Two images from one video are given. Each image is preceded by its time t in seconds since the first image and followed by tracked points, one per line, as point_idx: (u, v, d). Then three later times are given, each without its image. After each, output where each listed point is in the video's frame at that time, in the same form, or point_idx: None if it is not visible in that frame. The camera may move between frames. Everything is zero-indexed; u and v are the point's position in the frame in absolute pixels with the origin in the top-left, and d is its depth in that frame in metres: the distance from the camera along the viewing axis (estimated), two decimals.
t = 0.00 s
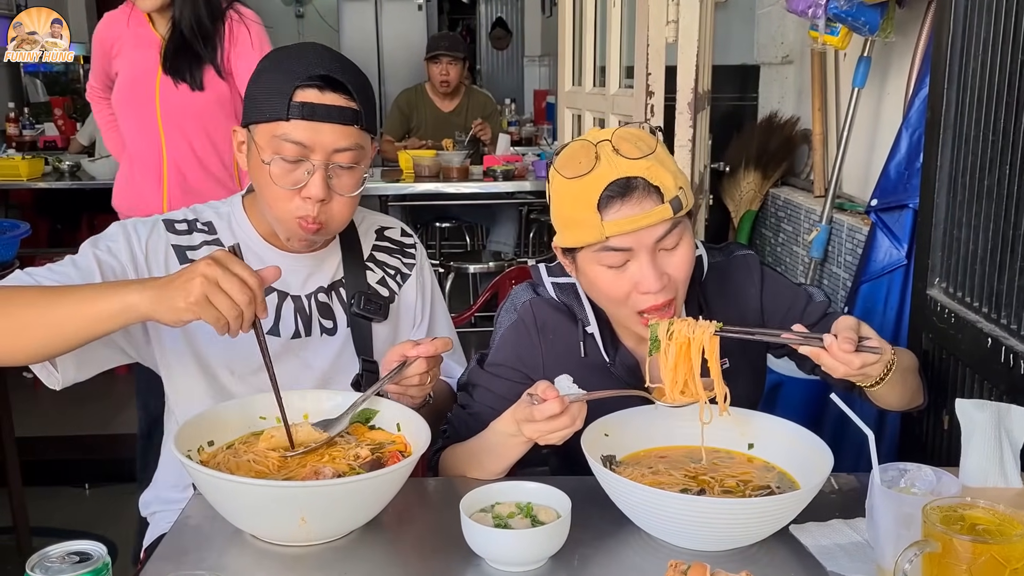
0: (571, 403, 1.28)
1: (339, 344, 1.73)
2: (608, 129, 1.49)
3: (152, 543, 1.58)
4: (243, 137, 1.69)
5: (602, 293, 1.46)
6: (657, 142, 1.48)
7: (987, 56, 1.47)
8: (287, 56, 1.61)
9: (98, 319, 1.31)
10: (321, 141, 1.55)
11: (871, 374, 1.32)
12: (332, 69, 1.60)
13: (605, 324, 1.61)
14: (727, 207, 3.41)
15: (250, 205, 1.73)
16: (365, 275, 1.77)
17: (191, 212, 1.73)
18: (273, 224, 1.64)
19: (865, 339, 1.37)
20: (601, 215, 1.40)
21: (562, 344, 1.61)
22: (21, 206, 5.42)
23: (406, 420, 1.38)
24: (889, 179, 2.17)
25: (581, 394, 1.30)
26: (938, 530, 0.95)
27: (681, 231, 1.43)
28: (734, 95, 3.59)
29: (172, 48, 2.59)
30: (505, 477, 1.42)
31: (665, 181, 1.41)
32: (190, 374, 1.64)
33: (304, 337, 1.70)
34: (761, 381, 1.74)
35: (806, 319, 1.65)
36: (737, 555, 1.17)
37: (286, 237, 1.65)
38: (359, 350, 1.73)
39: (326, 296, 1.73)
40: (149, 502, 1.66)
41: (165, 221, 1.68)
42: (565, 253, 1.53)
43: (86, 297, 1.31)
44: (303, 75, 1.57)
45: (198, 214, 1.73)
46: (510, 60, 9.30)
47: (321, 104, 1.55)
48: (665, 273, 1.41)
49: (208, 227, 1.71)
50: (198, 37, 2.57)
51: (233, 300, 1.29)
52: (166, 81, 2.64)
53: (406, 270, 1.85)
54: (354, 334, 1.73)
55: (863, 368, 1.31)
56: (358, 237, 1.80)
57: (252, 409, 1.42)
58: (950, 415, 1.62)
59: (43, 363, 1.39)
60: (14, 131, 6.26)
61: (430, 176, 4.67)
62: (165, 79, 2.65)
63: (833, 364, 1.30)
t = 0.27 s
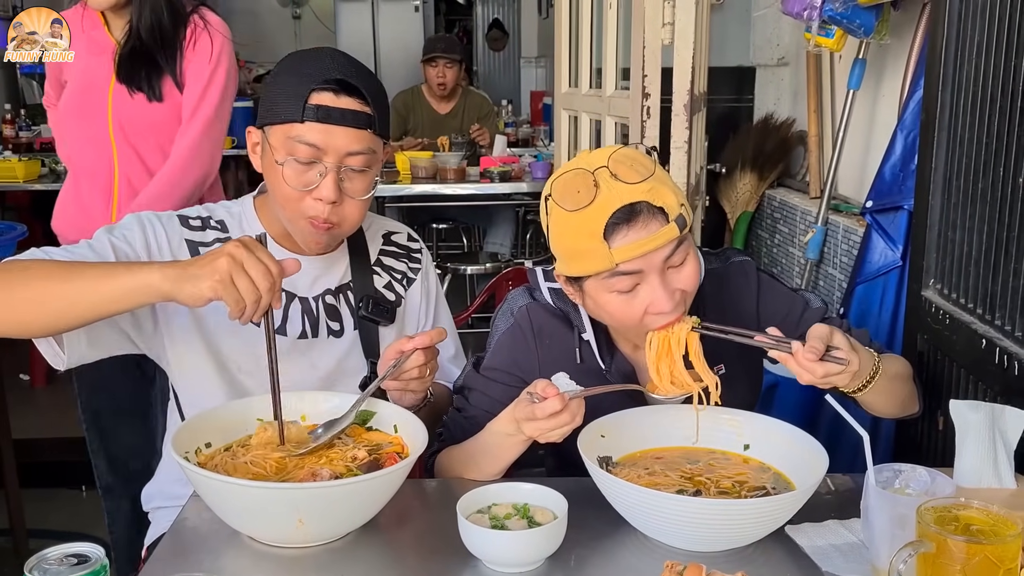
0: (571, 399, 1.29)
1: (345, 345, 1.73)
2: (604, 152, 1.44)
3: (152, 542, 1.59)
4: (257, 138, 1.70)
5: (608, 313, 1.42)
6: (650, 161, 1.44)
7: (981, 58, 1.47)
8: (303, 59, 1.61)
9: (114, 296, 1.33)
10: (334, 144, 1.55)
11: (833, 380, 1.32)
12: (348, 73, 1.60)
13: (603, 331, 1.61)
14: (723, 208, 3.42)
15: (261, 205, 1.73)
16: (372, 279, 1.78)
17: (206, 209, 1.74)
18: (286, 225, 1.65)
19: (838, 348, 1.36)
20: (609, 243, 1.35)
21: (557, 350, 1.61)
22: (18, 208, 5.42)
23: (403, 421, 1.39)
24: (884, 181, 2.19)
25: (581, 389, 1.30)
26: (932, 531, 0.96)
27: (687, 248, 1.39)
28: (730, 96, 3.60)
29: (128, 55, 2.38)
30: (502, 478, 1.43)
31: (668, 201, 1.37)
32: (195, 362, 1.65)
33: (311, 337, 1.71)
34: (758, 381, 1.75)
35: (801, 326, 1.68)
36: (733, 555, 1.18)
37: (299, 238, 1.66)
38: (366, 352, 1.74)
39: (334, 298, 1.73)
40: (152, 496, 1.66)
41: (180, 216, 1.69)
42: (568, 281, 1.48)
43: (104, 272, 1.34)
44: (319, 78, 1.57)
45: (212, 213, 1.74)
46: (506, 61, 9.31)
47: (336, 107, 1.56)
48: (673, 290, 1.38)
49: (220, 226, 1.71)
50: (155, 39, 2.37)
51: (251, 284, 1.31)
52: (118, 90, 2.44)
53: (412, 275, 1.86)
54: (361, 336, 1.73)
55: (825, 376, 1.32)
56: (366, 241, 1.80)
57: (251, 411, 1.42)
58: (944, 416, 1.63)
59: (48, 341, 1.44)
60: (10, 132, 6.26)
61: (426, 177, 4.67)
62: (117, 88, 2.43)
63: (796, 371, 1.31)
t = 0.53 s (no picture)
0: (562, 403, 1.29)
1: (344, 347, 1.73)
2: (603, 175, 1.36)
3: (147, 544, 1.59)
4: (265, 136, 1.69)
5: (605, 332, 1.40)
6: (648, 180, 1.37)
7: (973, 59, 1.48)
8: (315, 59, 1.61)
9: (123, 278, 1.34)
10: (345, 143, 1.56)
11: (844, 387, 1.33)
12: (359, 75, 1.60)
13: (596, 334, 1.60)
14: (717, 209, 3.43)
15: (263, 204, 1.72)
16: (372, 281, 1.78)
17: (210, 207, 1.72)
18: (292, 223, 1.65)
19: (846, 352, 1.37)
20: (609, 274, 1.30)
21: (550, 352, 1.61)
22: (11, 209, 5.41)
23: (397, 423, 1.38)
24: (877, 181, 2.18)
25: (572, 394, 1.31)
26: (924, 531, 0.96)
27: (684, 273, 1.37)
28: (724, 97, 3.62)
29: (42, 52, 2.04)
30: (496, 480, 1.43)
31: (669, 229, 1.32)
32: (190, 358, 1.63)
33: (311, 337, 1.70)
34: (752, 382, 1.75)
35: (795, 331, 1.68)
36: (726, 556, 1.18)
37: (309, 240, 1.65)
38: (366, 353, 1.74)
39: (334, 299, 1.73)
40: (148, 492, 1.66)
41: (185, 212, 1.68)
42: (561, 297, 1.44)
43: (102, 254, 1.35)
44: (331, 78, 1.57)
45: (217, 211, 1.72)
46: (501, 62, 9.32)
47: (347, 108, 1.56)
48: (670, 314, 1.36)
49: (223, 224, 1.69)
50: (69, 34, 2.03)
51: (268, 284, 1.35)
52: (34, 92, 2.08)
53: (411, 277, 1.86)
54: (362, 338, 1.74)
55: (833, 381, 1.32)
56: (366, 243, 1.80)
57: (243, 411, 1.41)
58: (937, 417, 1.63)
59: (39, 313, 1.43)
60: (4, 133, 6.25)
61: (421, 178, 4.67)
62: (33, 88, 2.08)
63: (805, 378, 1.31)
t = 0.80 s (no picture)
0: (559, 406, 1.28)
1: (343, 348, 1.72)
2: (628, 190, 1.31)
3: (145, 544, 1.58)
4: (263, 134, 1.68)
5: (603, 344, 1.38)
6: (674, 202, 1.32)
7: (971, 61, 1.48)
8: (315, 57, 1.61)
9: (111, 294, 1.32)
10: (344, 139, 1.56)
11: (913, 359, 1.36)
12: (358, 72, 1.60)
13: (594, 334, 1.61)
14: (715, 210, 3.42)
15: (261, 205, 1.72)
16: (372, 282, 1.78)
17: (207, 210, 1.71)
18: (290, 224, 1.64)
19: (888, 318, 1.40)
20: (614, 295, 1.28)
21: (550, 352, 1.60)
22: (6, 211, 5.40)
23: (396, 424, 1.38)
24: (874, 181, 2.19)
25: (569, 396, 1.30)
26: (924, 532, 0.96)
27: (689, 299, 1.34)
28: (722, 98, 3.61)
29: None
30: (494, 481, 1.42)
31: (682, 260, 1.29)
32: (190, 361, 1.62)
33: (310, 339, 1.69)
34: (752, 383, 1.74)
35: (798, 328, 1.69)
36: (725, 558, 1.18)
37: (304, 241, 1.63)
38: (366, 354, 1.74)
39: (333, 301, 1.73)
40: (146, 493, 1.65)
41: (178, 216, 1.66)
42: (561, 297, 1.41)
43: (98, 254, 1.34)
44: (330, 74, 1.57)
45: (211, 212, 1.71)
46: (498, 63, 9.32)
47: (346, 104, 1.55)
48: (668, 340, 1.35)
49: (219, 226, 1.68)
50: None
51: (253, 273, 1.33)
52: None
53: (411, 279, 1.86)
54: (362, 338, 1.74)
55: (898, 353, 1.35)
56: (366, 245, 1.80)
57: (241, 412, 1.40)
58: (936, 417, 1.63)
59: (39, 341, 1.43)
60: None
61: (418, 178, 4.67)
62: None
63: (865, 357, 1.34)
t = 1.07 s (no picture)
0: (567, 412, 1.27)
1: (343, 349, 1.72)
2: (660, 200, 1.28)
3: (146, 547, 1.59)
4: (249, 134, 1.67)
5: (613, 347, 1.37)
6: (702, 216, 1.30)
7: (976, 62, 1.47)
8: (289, 53, 1.60)
9: (116, 344, 1.29)
10: (328, 133, 1.55)
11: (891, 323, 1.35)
12: (338, 63, 1.60)
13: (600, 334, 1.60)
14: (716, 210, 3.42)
15: (249, 213, 1.71)
16: (368, 281, 1.77)
17: (192, 224, 1.68)
18: (280, 220, 1.63)
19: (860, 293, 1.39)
20: (635, 303, 1.26)
21: (556, 353, 1.59)
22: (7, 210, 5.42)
23: (397, 425, 1.38)
24: (878, 182, 2.18)
25: (576, 403, 1.29)
26: (930, 533, 0.96)
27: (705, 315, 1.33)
28: (723, 98, 3.61)
29: None
30: (497, 482, 1.42)
31: (705, 275, 1.27)
32: (193, 378, 1.63)
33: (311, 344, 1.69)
34: (756, 384, 1.74)
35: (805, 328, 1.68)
36: (731, 559, 1.17)
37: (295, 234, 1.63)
38: (364, 355, 1.73)
39: (331, 302, 1.72)
40: (147, 497, 1.64)
41: (164, 240, 1.63)
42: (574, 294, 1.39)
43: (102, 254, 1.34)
44: (309, 69, 1.57)
45: (196, 225, 1.68)
46: (498, 64, 9.32)
47: (328, 96, 1.55)
48: (678, 349, 1.32)
49: (208, 240, 1.66)
50: None
51: (244, 264, 1.27)
52: None
53: (407, 276, 1.86)
54: (359, 340, 1.73)
55: (870, 320, 1.34)
56: (360, 242, 1.80)
57: (244, 413, 1.40)
58: (940, 417, 1.63)
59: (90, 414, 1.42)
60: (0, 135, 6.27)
61: (419, 179, 4.67)
62: None
63: (842, 327, 1.32)
